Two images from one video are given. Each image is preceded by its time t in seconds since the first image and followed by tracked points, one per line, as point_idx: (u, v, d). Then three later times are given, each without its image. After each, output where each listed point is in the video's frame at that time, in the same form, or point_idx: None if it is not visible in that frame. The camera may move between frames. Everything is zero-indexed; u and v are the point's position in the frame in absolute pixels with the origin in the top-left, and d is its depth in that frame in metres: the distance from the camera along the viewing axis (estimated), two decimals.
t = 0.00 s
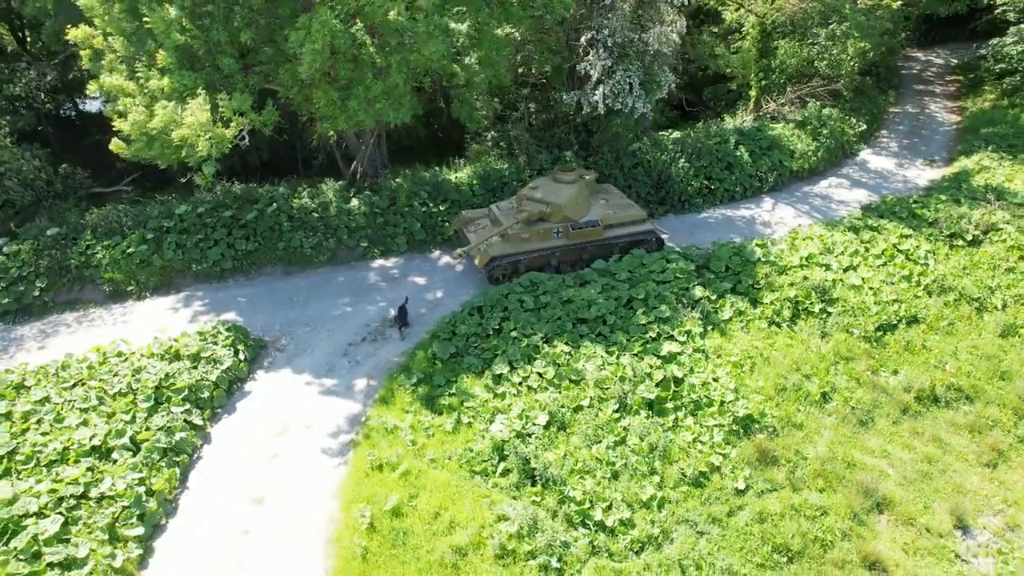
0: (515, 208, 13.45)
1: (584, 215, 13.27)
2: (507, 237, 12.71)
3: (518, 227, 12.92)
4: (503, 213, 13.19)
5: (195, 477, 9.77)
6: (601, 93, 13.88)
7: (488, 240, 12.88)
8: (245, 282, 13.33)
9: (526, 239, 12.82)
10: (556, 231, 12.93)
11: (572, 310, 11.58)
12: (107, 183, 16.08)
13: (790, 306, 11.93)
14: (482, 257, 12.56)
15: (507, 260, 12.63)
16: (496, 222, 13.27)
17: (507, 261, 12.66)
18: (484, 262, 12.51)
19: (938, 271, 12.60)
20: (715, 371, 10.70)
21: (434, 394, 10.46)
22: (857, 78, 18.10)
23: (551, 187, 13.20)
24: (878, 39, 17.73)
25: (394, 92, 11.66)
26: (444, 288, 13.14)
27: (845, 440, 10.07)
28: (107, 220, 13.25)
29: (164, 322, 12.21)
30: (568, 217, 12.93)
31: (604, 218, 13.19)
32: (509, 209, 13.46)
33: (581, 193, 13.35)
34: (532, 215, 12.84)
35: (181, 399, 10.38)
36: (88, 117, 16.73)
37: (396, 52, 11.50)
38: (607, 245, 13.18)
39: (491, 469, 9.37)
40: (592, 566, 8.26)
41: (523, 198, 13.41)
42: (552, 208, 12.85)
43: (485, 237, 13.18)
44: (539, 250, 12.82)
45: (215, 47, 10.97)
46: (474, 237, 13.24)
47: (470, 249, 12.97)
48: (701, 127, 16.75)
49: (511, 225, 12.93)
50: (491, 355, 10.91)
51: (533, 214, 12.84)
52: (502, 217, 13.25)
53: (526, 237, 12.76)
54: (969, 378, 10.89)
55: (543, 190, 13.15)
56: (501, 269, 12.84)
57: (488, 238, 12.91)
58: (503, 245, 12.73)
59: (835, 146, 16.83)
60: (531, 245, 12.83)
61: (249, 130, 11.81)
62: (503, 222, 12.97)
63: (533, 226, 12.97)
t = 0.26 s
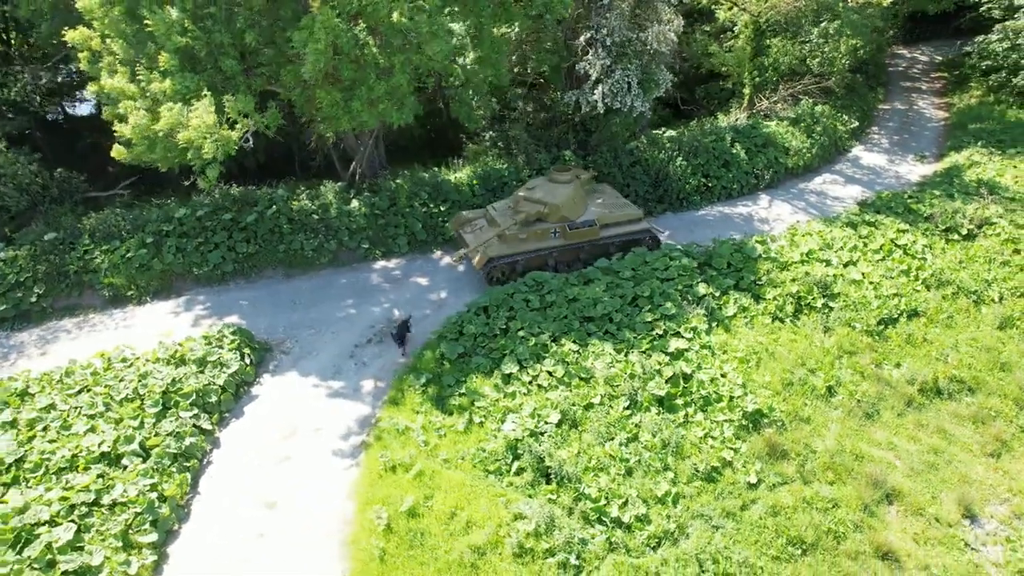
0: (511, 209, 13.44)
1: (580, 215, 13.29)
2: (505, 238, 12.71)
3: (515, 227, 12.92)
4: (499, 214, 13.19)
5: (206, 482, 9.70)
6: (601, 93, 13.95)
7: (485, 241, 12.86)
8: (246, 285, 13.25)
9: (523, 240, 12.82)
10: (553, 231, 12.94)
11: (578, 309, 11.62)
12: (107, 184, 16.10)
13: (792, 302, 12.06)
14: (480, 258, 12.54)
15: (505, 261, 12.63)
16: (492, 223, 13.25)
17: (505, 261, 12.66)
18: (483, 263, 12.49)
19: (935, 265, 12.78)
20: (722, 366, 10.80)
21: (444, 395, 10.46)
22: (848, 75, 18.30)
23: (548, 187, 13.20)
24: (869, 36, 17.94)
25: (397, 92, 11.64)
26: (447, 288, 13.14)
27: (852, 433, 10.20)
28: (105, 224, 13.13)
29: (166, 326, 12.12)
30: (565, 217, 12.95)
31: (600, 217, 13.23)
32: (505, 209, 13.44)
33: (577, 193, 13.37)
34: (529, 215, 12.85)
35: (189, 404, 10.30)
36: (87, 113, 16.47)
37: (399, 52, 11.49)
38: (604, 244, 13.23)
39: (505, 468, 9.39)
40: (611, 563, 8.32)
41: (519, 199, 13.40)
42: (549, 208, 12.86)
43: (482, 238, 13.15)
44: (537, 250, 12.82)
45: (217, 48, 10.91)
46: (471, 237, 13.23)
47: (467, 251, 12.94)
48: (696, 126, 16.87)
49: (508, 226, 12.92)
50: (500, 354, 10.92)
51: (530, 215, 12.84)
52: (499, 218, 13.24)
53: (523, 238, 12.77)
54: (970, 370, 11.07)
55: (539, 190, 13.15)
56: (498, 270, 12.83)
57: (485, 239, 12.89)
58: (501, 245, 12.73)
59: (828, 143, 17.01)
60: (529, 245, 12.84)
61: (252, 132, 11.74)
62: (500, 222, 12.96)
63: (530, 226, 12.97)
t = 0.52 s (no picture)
0: (506, 210, 13.43)
1: (576, 215, 13.30)
2: (501, 239, 12.70)
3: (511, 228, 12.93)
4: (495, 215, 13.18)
5: (216, 488, 9.62)
6: (599, 92, 14.01)
7: (481, 242, 12.86)
8: (247, 288, 13.16)
9: (519, 240, 12.82)
10: (549, 231, 12.95)
11: (583, 308, 11.66)
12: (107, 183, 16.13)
13: (794, 297, 12.18)
14: (476, 259, 12.53)
15: (501, 262, 12.63)
16: (488, 224, 13.24)
17: (502, 262, 12.66)
18: (479, 265, 12.49)
19: (932, 259, 12.97)
20: (728, 362, 10.89)
21: (453, 395, 10.45)
22: (838, 73, 18.49)
23: (543, 187, 13.20)
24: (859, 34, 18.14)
25: (400, 93, 11.62)
26: (450, 288, 13.13)
27: (858, 426, 10.33)
28: (103, 229, 13.01)
29: (168, 331, 12.02)
30: (561, 216, 12.95)
31: (596, 216, 13.23)
32: (501, 210, 13.42)
33: (572, 193, 13.37)
34: (525, 216, 12.85)
35: (197, 409, 10.22)
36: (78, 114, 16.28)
37: (401, 53, 11.48)
38: (600, 244, 13.24)
39: (519, 467, 9.42)
40: (628, 559, 8.37)
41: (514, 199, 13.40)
42: (545, 208, 12.87)
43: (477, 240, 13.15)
44: (533, 251, 12.83)
45: (219, 50, 10.85)
46: (467, 239, 13.22)
47: (463, 252, 12.92)
48: (691, 124, 16.97)
49: (504, 227, 12.93)
50: (508, 353, 10.93)
51: (526, 215, 12.84)
52: (494, 219, 13.24)
53: (519, 238, 12.77)
54: (970, 362, 11.26)
55: (534, 190, 13.15)
56: (494, 272, 12.84)
57: (481, 240, 12.88)
58: (497, 247, 12.73)
59: (821, 140, 17.18)
60: (525, 246, 12.84)
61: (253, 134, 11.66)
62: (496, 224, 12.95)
63: (526, 227, 12.98)
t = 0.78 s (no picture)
0: (501, 210, 13.43)
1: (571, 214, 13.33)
2: (497, 240, 12.72)
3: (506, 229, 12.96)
4: (490, 216, 13.20)
5: (228, 494, 9.54)
6: (597, 92, 14.05)
7: (477, 244, 12.89)
8: (248, 292, 13.05)
9: (515, 241, 12.85)
10: (544, 232, 12.98)
11: (589, 306, 11.70)
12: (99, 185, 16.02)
13: (796, 292, 12.31)
14: (473, 261, 12.56)
15: (497, 263, 12.66)
16: (483, 225, 13.25)
17: (498, 264, 12.70)
18: (475, 267, 12.53)
19: (928, 253, 13.17)
20: (735, 358, 10.98)
21: (464, 396, 10.44)
22: (827, 70, 18.71)
23: (538, 187, 13.20)
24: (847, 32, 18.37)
25: (402, 94, 11.59)
26: (453, 289, 13.12)
27: (864, 418, 10.47)
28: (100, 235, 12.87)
29: (170, 337, 11.90)
30: (557, 217, 12.98)
31: (591, 216, 13.27)
32: (496, 210, 13.42)
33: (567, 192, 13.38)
34: (521, 217, 12.87)
35: (205, 414, 10.13)
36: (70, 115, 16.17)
37: (403, 53, 11.45)
38: (596, 243, 13.29)
39: (533, 466, 9.43)
40: (647, 555, 8.43)
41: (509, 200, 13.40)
42: (541, 209, 12.89)
43: (473, 240, 13.16)
44: (529, 252, 12.87)
45: (220, 52, 10.77)
46: (463, 240, 13.24)
47: (459, 254, 12.94)
48: (685, 122, 17.08)
49: (499, 228, 12.94)
50: (516, 353, 10.94)
51: (522, 216, 12.85)
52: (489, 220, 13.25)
53: (515, 240, 12.81)
54: (970, 353, 11.45)
55: (530, 191, 13.14)
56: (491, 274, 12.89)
57: (477, 242, 12.90)
58: (493, 249, 12.77)
59: (813, 137, 17.37)
60: (521, 247, 12.88)
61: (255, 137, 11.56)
62: (492, 225, 12.97)
63: (522, 227, 13.00)
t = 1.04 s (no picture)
0: (496, 211, 13.37)
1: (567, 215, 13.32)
2: (494, 242, 12.67)
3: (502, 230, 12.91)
4: (485, 216, 13.15)
5: (237, 499, 9.45)
6: (595, 91, 14.09)
7: (473, 245, 12.84)
8: (247, 296, 12.95)
9: (511, 242, 12.81)
10: (540, 232, 12.96)
11: (593, 305, 11.72)
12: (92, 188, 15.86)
13: (797, 288, 12.41)
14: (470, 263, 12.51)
15: (494, 264, 12.62)
16: (478, 226, 13.20)
17: (495, 265, 12.66)
18: (472, 269, 12.49)
19: (925, 248, 13.34)
20: (740, 354, 11.05)
21: (472, 396, 10.42)
22: (818, 67, 18.87)
23: (533, 187, 13.16)
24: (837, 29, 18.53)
25: (403, 94, 11.55)
26: (455, 291, 13.09)
27: (869, 412, 10.57)
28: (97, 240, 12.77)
29: (171, 343, 11.79)
30: (553, 217, 12.96)
31: (587, 216, 13.27)
32: (491, 211, 13.38)
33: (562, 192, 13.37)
34: (517, 218, 12.82)
35: (211, 420, 10.03)
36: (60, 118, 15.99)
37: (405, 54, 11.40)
38: (592, 243, 13.30)
39: (545, 465, 9.43)
40: (662, 551, 8.47)
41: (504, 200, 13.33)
42: (537, 210, 12.85)
43: (469, 242, 13.09)
44: (526, 252, 12.84)
45: (220, 54, 10.69)
46: (458, 241, 13.19)
47: (455, 256, 12.89)
48: (679, 120, 17.15)
49: (496, 229, 12.88)
50: (522, 353, 10.93)
51: (518, 217, 12.81)
52: (484, 221, 13.20)
53: (511, 241, 12.77)
54: (970, 346, 11.60)
55: (525, 191, 13.09)
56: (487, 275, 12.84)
57: (473, 243, 12.86)
58: (489, 250, 12.73)
59: (805, 134, 17.51)
60: (518, 248, 12.84)
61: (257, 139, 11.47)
62: (487, 226, 12.93)
63: (518, 228, 12.96)
